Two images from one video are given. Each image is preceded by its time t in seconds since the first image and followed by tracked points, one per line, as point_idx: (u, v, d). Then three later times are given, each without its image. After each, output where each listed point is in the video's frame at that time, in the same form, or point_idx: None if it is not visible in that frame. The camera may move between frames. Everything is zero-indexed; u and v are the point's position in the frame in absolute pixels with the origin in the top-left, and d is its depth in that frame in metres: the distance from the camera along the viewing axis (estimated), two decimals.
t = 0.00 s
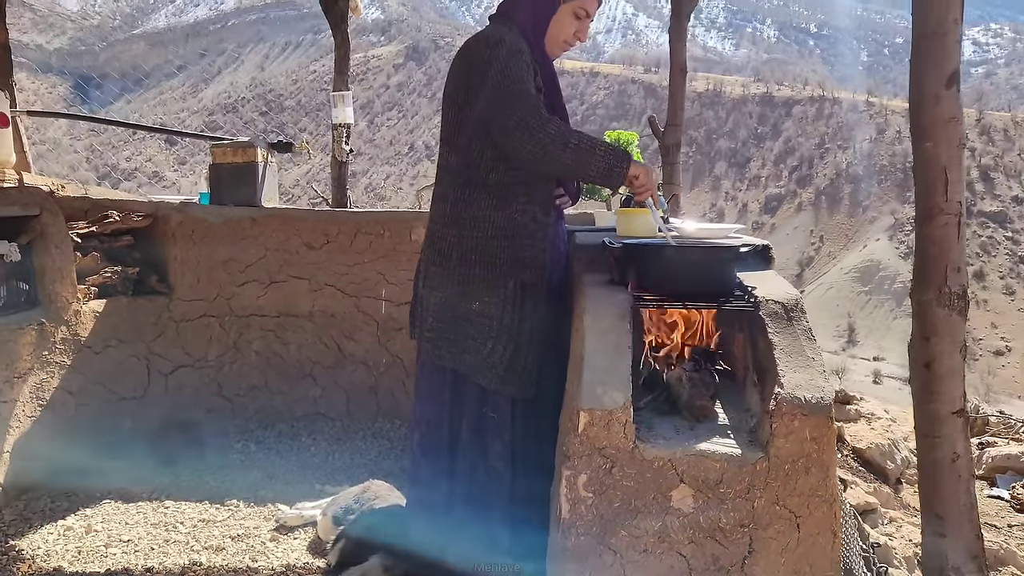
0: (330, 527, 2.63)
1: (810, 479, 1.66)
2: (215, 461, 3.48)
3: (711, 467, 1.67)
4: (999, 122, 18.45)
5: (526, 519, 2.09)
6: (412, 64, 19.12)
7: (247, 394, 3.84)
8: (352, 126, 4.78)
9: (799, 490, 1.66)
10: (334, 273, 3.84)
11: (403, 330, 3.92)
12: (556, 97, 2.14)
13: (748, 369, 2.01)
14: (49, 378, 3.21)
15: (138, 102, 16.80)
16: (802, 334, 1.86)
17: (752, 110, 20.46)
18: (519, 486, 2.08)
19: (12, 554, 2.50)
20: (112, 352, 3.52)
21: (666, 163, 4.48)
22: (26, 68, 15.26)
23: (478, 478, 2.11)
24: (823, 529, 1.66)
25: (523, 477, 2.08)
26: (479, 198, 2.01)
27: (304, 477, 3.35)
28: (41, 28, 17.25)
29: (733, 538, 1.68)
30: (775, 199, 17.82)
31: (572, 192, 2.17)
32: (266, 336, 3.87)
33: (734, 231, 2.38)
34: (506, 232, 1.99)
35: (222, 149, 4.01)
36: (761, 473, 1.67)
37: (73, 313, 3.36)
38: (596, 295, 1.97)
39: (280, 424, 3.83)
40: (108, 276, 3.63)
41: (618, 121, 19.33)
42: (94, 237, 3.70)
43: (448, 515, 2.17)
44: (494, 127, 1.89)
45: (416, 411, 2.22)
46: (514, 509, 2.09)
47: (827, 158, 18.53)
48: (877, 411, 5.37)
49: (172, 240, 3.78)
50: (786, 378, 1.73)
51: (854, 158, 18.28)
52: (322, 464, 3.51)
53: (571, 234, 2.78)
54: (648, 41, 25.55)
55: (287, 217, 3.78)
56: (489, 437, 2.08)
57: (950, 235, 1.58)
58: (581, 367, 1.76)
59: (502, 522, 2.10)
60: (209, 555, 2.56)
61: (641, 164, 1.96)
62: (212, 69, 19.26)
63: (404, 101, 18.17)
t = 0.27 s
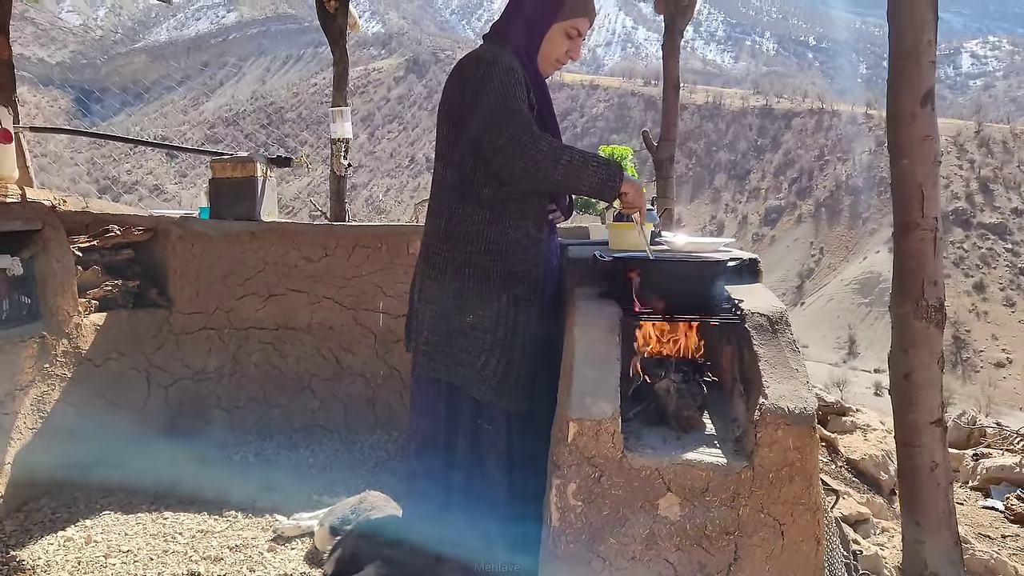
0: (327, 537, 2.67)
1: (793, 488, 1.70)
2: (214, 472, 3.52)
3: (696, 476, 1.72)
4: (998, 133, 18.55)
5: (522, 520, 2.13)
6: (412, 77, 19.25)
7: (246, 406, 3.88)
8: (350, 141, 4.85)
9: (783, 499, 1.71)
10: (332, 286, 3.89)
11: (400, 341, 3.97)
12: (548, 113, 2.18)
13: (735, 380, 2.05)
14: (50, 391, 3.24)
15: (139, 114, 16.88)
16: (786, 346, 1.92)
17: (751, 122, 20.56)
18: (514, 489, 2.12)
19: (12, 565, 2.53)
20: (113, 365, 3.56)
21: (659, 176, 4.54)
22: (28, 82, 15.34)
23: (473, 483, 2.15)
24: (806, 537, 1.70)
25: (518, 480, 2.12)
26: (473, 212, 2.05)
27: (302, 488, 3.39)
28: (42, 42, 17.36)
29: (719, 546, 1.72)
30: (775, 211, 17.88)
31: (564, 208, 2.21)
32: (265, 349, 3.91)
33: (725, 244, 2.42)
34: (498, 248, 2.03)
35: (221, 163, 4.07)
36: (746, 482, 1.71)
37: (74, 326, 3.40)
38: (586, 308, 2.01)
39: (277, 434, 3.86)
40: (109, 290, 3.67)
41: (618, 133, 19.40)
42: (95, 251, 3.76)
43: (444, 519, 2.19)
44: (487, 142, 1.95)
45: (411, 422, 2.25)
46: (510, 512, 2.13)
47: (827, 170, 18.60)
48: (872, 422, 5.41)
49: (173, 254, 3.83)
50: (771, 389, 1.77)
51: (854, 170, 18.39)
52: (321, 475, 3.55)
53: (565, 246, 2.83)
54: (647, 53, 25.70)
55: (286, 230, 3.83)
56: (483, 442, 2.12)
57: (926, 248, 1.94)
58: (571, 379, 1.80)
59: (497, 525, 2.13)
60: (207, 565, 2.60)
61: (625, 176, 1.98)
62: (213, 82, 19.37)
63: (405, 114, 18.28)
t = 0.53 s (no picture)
0: (329, 543, 2.70)
1: (786, 491, 1.74)
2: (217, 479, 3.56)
3: (691, 479, 1.75)
4: (1000, 142, 18.54)
5: (523, 519, 2.18)
6: (415, 88, 19.37)
7: (249, 413, 3.92)
8: (353, 151, 4.89)
9: (776, 501, 1.74)
10: (335, 295, 3.93)
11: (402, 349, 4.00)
12: (548, 123, 2.22)
13: (730, 386, 2.10)
14: (57, 398, 3.28)
15: (143, 125, 16.99)
16: (779, 352, 1.96)
17: (753, 132, 20.62)
18: (514, 492, 2.16)
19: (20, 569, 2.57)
20: (119, 372, 3.61)
21: (659, 185, 4.59)
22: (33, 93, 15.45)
23: (473, 486, 2.17)
24: (799, 539, 1.74)
25: (517, 481, 2.16)
26: (473, 221, 2.09)
27: (305, 495, 3.43)
28: (48, 54, 17.49)
29: (714, 548, 1.75)
30: (778, 220, 17.95)
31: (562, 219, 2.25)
32: (268, 357, 3.95)
33: (720, 253, 2.48)
34: (496, 257, 2.08)
35: (226, 174, 4.10)
36: (739, 485, 1.75)
37: (80, 334, 3.45)
38: (583, 316, 2.06)
39: (281, 442, 3.89)
40: (114, 298, 3.73)
41: (620, 144, 19.41)
42: (101, 260, 3.83)
43: (444, 525, 2.21)
44: (495, 156, 1.98)
45: (411, 430, 2.28)
46: (511, 513, 2.16)
47: (829, 180, 18.63)
48: (873, 430, 5.42)
49: (177, 263, 3.88)
50: (764, 394, 1.81)
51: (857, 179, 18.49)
52: (324, 482, 3.59)
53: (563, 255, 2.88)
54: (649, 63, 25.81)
55: (289, 240, 3.88)
56: (481, 448, 2.15)
57: (914, 256, 1.97)
58: (569, 385, 1.84)
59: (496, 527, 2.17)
60: (211, 570, 2.64)
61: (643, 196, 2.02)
62: (217, 93, 19.49)
63: (408, 124, 18.37)
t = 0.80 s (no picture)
0: (333, 549, 2.72)
1: (784, 496, 1.77)
2: (222, 488, 3.59)
3: (690, 484, 1.78)
4: (1003, 151, 18.54)
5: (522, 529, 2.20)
6: (418, 99, 19.49)
7: (253, 422, 3.95)
8: (356, 163, 4.92)
9: (773, 507, 1.77)
10: (338, 304, 3.96)
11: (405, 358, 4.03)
12: (550, 134, 2.26)
13: (728, 394, 2.13)
14: (64, 407, 3.33)
15: (147, 137, 17.08)
16: (776, 359, 2.00)
17: (756, 142, 20.65)
18: (515, 502, 2.18)
19: None
20: (124, 382, 3.65)
21: (659, 196, 4.63)
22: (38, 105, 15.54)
23: (474, 496, 2.19)
24: (796, 544, 1.76)
25: (519, 490, 2.18)
26: (475, 231, 2.13)
27: (308, 503, 3.46)
28: (53, 65, 17.60)
29: (712, 554, 1.77)
30: (781, 229, 18.01)
31: (563, 227, 2.28)
32: (272, 366, 3.98)
33: (718, 261, 2.52)
34: (500, 267, 2.11)
35: (231, 185, 4.15)
36: (737, 490, 1.77)
37: (87, 344, 3.50)
38: (583, 325, 2.10)
39: (285, 451, 3.91)
40: (120, 308, 3.77)
41: (623, 153, 19.55)
42: (108, 270, 3.84)
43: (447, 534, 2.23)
44: (497, 167, 2.02)
45: (414, 437, 2.30)
46: (512, 519, 2.18)
47: (832, 189, 18.73)
48: (875, 439, 5.43)
49: (182, 273, 3.92)
50: (762, 401, 1.84)
51: (859, 188, 18.52)
52: (326, 490, 3.62)
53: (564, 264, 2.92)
54: (651, 74, 25.89)
55: (294, 250, 3.93)
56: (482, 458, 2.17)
57: (907, 265, 1.99)
58: (570, 391, 1.88)
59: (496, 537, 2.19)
60: None
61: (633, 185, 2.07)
62: (221, 104, 19.59)
63: (410, 135, 18.43)
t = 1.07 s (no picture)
0: (334, 564, 2.70)
1: (781, 511, 1.78)
2: (222, 501, 3.61)
3: (688, 499, 1.79)
4: (1004, 164, 18.57)
5: (526, 505, 2.21)
6: (419, 112, 19.59)
7: (254, 437, 3.96)
8: (358, 177, 4.95)
9: (771, 522, 1.78)
10: (339, 319, 3.98)
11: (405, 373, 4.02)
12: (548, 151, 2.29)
13: (727, 408, 2.14)
14: (66, 422, 3.36)
15: (149, 151, 17.14)
16: (774, 374, 2.02)
17: (756, 154, 20.69)
18: (514, 496, 2.20)
19: None
20: (125, 398, 3.67)
21: (659, 210, 4.65)
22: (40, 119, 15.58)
23: (480, 474, 2.20)
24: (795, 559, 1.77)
25: (518, 489, 2.20)
26: (474, 247, 2.14)
27: (308, 518, 3.47)
28: (55, 80, 17.69)
29: (711, 569, 1.78)
30: (781, 242, 18.05)
31: (563, 245, 2.31)
32: (273, 381, 3.99)
33: (717, 276, 2.54)
34: (498, 283, 2.13)
35: (233, 201, 4.13)
36: (736, 505, 1.78)
37: (89, 359, 3.55)
38: (582, 340, 2.13)
39: (284, 467, 3.95)
40: (123, 323, 3.87)
41: (623, 166, 19.63)
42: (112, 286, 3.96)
43: (449, 509, 2.24)
44: (498, 186, 2.04)
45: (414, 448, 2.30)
46: (511, 512, 2.20)
47: (832, 202, 18.79)
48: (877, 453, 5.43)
49: (183, 288, 3.95)
50: (760, 416, 1.85)
51: (859, 201, 18.58)
52: (326, 505, 3.63)
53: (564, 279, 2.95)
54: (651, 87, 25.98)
55: (295, 264, 3.95)
56: (492, 435, 2.18)
57: (902, 281, 2.00)
58: (569, 406, 1.90)
59: (499, 512, 2.22)
60: None
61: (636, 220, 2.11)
62: (222, 118, 19.67)
63: (411, 148, 18.50)
